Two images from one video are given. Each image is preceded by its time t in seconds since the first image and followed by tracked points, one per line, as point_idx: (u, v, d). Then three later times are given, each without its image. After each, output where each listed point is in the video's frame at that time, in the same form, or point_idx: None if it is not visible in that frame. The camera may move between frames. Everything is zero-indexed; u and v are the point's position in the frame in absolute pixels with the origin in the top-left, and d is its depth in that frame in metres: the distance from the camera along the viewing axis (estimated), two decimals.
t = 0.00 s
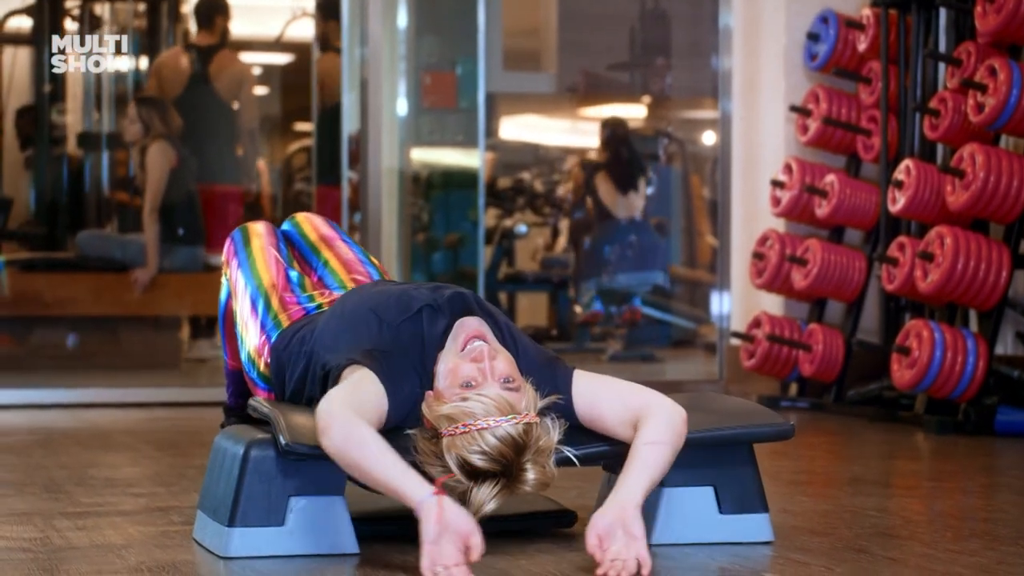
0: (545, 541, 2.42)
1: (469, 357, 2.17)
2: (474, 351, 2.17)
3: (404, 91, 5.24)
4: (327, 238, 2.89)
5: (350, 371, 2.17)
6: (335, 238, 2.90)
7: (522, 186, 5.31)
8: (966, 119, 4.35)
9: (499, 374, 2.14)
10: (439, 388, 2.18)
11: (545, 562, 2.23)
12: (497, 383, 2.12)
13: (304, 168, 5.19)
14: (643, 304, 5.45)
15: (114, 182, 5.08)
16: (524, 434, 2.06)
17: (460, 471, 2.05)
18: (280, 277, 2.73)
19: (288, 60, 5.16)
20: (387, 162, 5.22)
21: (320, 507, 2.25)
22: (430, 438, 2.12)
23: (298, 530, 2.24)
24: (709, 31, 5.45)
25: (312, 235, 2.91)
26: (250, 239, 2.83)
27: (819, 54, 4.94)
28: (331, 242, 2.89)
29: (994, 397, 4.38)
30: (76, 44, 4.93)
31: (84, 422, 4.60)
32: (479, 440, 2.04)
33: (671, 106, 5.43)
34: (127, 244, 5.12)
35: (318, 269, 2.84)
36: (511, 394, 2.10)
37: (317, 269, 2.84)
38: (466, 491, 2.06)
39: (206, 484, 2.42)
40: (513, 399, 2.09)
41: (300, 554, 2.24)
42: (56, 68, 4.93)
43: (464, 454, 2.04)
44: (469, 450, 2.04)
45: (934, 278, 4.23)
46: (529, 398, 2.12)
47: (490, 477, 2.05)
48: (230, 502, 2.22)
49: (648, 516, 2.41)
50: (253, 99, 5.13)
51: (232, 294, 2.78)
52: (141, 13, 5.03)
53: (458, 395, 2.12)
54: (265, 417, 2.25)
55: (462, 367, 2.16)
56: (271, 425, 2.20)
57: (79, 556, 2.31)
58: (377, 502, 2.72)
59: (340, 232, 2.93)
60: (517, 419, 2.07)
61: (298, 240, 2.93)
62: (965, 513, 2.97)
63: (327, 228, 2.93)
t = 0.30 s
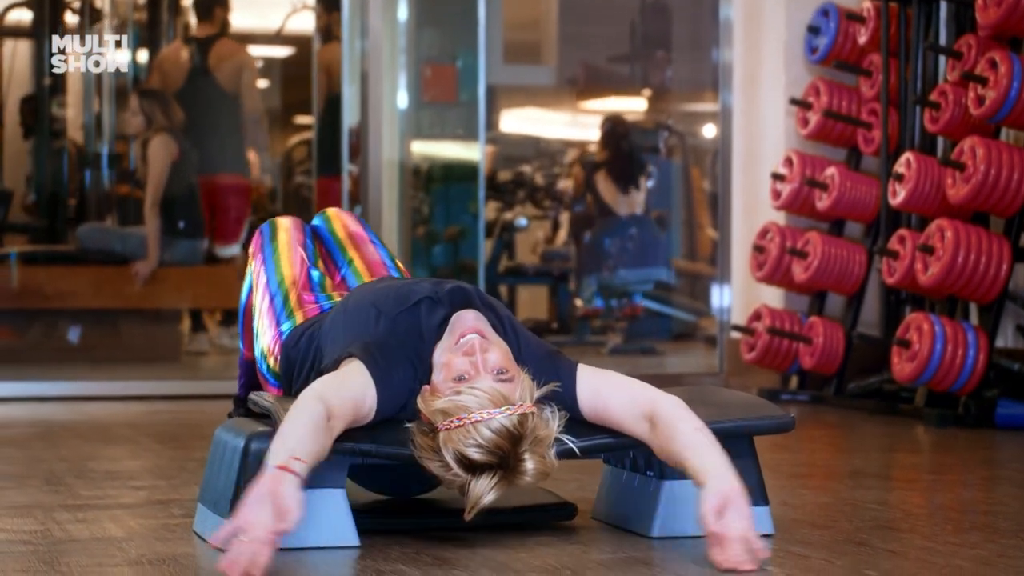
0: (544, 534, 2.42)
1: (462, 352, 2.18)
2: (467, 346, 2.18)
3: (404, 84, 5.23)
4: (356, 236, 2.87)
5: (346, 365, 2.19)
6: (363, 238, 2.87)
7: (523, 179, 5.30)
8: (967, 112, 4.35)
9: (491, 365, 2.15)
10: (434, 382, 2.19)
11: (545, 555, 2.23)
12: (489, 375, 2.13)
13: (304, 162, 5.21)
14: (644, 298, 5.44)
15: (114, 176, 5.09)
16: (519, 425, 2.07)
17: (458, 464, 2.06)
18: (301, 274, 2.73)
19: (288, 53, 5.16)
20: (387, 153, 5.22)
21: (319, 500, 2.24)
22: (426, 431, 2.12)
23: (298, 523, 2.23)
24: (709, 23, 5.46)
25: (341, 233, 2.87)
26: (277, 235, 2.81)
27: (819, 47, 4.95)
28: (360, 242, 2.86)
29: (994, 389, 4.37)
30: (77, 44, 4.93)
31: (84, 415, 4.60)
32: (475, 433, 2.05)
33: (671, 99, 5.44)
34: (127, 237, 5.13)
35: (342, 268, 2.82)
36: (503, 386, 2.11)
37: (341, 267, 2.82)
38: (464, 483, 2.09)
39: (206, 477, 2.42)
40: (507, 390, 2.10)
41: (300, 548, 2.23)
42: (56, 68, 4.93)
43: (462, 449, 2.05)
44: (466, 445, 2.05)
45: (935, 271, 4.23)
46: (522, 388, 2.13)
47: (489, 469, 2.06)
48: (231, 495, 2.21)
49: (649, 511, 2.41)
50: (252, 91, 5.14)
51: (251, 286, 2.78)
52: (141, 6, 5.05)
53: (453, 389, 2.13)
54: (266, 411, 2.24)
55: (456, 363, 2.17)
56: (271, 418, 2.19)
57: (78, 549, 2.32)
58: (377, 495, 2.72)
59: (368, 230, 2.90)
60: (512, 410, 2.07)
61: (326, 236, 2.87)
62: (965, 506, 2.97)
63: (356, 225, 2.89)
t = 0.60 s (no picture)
0: (543, 522, 2.41)
1: (451, 336, 2.19)
2: (456, 330, 2.19)
3: (404, 72, 5.24)
4: (400, 239, 2.83)
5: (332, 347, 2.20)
6: (406, 242, 2.83)
7: (523, 168, 5.31)
8: (967, 101, 4.35)
9: (478, 347, 2.15)
10: (428, 367, 2.20)
11: (545, 543, 2.22)
12: (477, 357, 2.13)
13: (304, 150, 5.22)
14: (643, 282, 5.50)
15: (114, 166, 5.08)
16: (507, 406, 2.06)
17: (451, 448, 2.06)
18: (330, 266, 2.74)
19: (288, 41, 5.16)
20: (387, 141, 5.24)
21: (319, 487, 2.22)
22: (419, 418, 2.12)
23: (299, 510, 2.21)
24: (710, 11, 5.47)
25: (386, 232, 2.84)
26: (319, 221, 2.83)
27: (820, 36, 4.95)
28: (404, 246, 2.82)
29: (994, 377, 4.37)
30: (77, 45, 4.94)
31: (85, 403, 4.60)
32: (466, 416, 2.05)
33: (672, 87, 5.47)
34: (127, 225, 5.11)
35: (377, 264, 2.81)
36: (490, 367, 2.11)
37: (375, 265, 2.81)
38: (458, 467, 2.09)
39: (206, 465, 2.41)
40: (496, 372, 2.10)
41: (301, 535, 2.21)
42: (56, 68, 4.94)
43: (454, 433, 2.05)
44: (457, 428, 2.05)
45: (935, 259, 4.23)
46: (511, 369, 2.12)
47: (480, 452, 2.06)
48: (231, 484, 2.18)
49: (648, 497, 2.40)
50: (253, 78, 5.14)
51: (282, 267, 2.80)
52: None
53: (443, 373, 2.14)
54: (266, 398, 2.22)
55: (447, 346, 2.18)
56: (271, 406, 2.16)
57: (77, 537, 2.31)
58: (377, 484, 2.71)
59: (414, 233, 2.87)
60: (500, 392, 2.06)
61: (370, 231, 2.85)
62: (965, 494, 2.97)
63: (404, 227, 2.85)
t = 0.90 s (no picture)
0: (543, 511, 2.41)
1: (484, 303, 2.14)
2: (491, 297, 2.14)
3: (404, 63, 5.22)
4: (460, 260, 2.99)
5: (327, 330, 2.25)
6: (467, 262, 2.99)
7: (524, 157, 5.51)
8: (966, 90, 4.34)
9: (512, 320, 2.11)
10: (445, 331, 2.15)
11: (544, 533, 2.22)
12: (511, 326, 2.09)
13: (305, 141, 5.21)
14: (642, 273, 5.59)
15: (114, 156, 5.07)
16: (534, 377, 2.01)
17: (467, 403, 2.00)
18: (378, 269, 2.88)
19: (289, 31, 5.17)
20: (387, 132, 5.22)
21: (320, 477, 2.21)
22: (436, 375, 2.07)
23: (299, 502, 2.20)
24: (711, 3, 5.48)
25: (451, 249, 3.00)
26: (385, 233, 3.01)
27: (820, 25, 4.94)
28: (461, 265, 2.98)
29: (994, 367, 4.37)
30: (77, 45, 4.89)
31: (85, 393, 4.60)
32: (494, 373, 1.99)
33: (672, 77, 5.52)
34: (127, 216, 5.12)
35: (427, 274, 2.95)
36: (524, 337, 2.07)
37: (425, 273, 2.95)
38: (467, 428, 2.03)
39: (206, 456, 2.40)
40: (524, 339, 2.05)
41: (300, 526, 2.20)
42: (56, 68, 4.91)
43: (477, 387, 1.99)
44: (482, 382, 1.99)
45: (935, 249, 4.22)
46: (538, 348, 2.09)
47: (496, 414, 2.01)
48: (230, 476, 2.18)
49: (648, 488, 2.40)
50: (254, 68, 5.14)
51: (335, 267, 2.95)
52: None
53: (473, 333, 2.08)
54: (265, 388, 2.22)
55: (478, 311, 2.13)
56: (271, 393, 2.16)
57: (76, 527, 2.31)
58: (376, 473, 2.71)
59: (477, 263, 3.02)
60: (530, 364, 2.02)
61: (439, 246, 3.02)
62: (964, 484, 2.97)
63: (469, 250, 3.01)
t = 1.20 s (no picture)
0: (544, 504, 2.41)
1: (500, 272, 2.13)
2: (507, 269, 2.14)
3: (404, 55, 5.18)
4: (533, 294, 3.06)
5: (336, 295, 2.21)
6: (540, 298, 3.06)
7: (524, 150, 5.61)
8: (967, 84, 4.34)
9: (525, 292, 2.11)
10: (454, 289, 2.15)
11: (544, 526, 2.22)
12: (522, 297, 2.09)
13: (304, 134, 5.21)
14: (642, 266, 5.68)
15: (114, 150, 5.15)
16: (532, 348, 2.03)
17: (465, 352, 1.99)
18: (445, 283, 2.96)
19: (288, 24, 5.20)
20: (387, 125, 5.13)
21: (320, 471, 2.21)
22: (439, 322, 2.04)
23: (299, 495, 2.20)
24: None
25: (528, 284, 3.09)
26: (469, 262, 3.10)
27: (820, 19, 4.94)
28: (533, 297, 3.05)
29: (994, 360, 4.37)
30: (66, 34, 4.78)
31: (86, 386, 4.62)
32: (500, 331, 1.99)
33: (671, 70, 5.63)
34: (126, 209, 5.22)
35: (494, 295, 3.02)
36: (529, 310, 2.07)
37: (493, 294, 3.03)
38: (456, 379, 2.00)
39: (206, 448, 2.40)
40: (532, 312, 2.08)
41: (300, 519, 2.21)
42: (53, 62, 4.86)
43: (481, 337, 1.98)
44: (487, 336, 1.98)
45: (935, 242, 4.23)
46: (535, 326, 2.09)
47: (491, 369, 2.00)
48: (230, 469, 2.18)
49: (648, 482, 2.40)
50: (254, 63, 5.23)
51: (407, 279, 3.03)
52: None
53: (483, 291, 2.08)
54: (264, 382, 2.21)
55: (490, 277, 2.12)
56: (271, 387, 2.16)
57: (77, 519, 2.31)
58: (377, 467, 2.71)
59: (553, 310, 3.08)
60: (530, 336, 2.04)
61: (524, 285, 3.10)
62: (964, 477, 2.97)
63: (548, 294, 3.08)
